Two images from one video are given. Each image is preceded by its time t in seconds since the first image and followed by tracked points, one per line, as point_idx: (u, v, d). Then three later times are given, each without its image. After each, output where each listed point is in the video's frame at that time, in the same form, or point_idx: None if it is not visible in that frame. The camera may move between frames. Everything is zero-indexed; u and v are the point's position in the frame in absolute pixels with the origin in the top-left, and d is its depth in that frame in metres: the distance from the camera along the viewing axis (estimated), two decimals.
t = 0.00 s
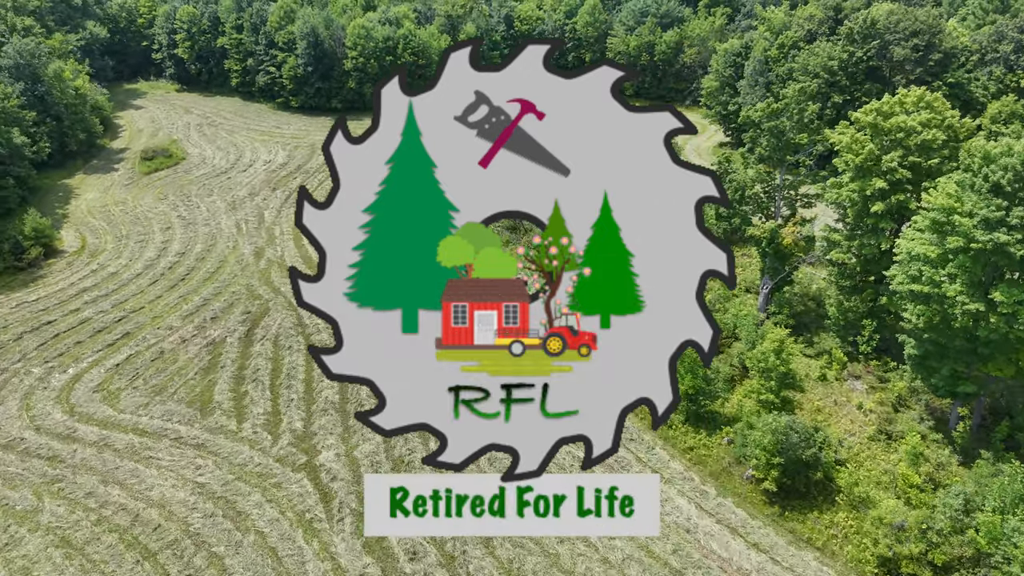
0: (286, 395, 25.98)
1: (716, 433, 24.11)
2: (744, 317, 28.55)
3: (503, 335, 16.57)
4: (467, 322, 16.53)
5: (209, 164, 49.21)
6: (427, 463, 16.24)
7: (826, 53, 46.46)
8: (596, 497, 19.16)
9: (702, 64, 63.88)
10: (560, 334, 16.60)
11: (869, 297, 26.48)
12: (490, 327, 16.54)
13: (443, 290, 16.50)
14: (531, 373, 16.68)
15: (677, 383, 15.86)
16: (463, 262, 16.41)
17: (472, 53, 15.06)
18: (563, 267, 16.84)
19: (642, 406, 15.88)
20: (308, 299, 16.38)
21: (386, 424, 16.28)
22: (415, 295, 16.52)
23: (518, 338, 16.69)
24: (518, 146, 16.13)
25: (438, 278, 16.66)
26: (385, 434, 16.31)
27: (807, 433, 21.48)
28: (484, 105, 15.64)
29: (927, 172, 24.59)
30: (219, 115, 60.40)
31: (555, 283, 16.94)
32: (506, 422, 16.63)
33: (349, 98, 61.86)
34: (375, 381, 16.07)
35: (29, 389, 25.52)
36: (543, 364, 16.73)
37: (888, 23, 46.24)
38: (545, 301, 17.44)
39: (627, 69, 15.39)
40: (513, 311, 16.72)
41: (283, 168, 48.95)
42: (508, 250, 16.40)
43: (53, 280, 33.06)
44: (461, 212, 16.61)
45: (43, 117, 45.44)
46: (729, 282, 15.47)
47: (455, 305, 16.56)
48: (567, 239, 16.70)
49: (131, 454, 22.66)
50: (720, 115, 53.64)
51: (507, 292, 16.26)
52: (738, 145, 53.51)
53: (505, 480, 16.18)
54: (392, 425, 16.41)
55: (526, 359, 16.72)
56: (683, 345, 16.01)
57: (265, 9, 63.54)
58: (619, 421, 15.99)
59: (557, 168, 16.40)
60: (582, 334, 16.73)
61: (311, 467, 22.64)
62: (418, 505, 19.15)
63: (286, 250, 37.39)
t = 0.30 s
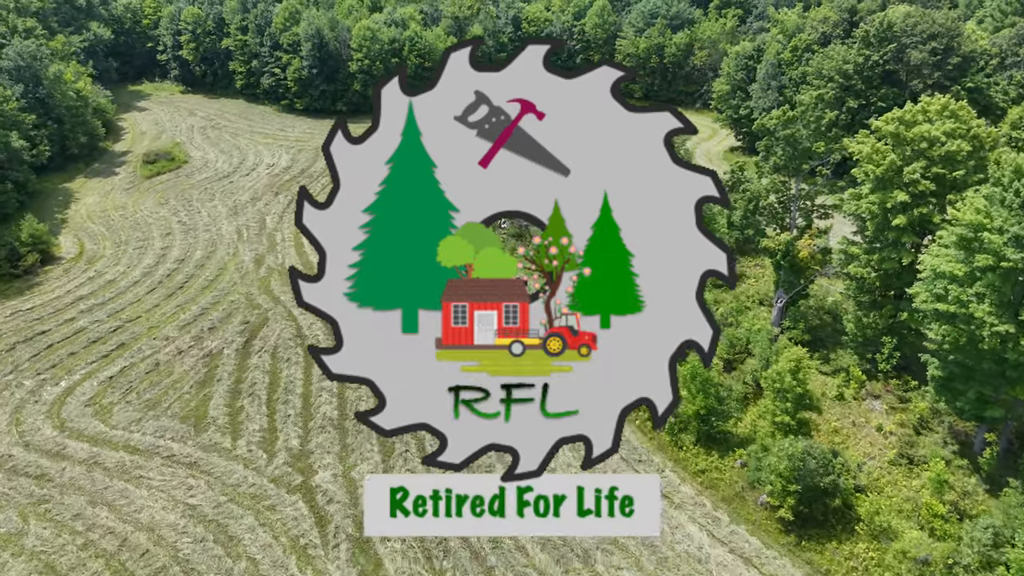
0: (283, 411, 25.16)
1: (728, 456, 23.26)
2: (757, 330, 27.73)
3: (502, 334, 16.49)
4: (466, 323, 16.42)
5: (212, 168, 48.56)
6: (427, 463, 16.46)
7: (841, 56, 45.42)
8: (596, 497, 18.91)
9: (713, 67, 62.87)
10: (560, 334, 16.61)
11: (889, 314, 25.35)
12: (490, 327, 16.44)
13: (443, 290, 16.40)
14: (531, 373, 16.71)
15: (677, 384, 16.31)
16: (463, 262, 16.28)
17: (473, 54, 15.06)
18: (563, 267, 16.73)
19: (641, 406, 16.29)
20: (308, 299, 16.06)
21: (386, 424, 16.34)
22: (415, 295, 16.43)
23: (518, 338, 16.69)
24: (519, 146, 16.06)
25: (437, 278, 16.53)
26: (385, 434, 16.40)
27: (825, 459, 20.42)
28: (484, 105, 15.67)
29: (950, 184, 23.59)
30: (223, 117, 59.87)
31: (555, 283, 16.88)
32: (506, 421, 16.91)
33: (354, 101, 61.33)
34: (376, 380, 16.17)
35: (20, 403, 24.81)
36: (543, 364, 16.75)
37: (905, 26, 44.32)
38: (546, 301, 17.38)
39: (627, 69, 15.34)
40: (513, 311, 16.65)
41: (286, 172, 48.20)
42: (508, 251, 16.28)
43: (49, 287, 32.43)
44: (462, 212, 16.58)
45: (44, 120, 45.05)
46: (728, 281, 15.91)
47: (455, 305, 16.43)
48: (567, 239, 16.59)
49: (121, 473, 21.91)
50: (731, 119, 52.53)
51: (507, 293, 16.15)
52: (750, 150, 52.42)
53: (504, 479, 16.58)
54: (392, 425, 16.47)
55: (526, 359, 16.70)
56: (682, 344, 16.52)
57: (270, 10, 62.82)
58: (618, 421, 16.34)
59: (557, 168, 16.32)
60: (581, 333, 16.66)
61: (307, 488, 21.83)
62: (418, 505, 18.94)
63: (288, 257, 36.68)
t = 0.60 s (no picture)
0: (276, 429, 24.30)
1: (738, 479, 22.40)
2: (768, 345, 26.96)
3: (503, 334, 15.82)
4: (466, 323, 15.69)
5: (210, 171, 47.83)
6: (427, 462, 16.06)
7: (853, 59, 44.40)
8: (596, 497, 18.65)
9: (720, 69, 61.76)
10: (560, 334, 15.96)
11: (907, 330, 24.50)
12: (490, 327, 15.74)
13: (443, 290, 15.69)
14: (531, 373, 16.02)
15: (676, 383, 16.01)
16: (463, 262, 15.58)
17: (473, 53, 14.53)
18: (563, 267, 16.08)
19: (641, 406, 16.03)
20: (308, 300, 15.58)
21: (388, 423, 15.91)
22: (415, 295, 15.75)
23: (518, 338, 16.04)
24: (519, 146, 15.43)
25: (438, 278, 15.91)
26: (384, 434, 15.91)
27: (842, 486, 19.45)
28: (484, 104, 15.21)
29: (973, 197, 22.63)
30: (223, 120, 59.18)
31: (555, 283, 16.29)
32: (506, 422, 16.21)
33: (355, 103, 60.50)
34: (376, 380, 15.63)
35: (5, 419, 24.02)
36: (543, 364, 16.10)
37: (918, 28, 43.07)
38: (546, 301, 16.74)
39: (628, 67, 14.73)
40: (513, 311, 15.98)
41: (285, 176, 47.39)
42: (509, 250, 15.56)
43: (40, 296, 31.68)
44: (462, 212, 16.02)
45: (40, 123, 44.49)
46: (731, 282, 15.47)
47: (455, 306, 15.69)
48: (567, 238, 15.98)
49: (107, 495, 21.07)
50: (739, 122, 51.52)
51: (507, 293, 15.47)
52: (758, 154, 51.40)
53: (504, 480, 16.24)
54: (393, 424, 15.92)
55: (526, 359, 16.03)
56: (682, 345, 16.12)
57: (271, 11, 62.07)
58: (618, 419, 15.96)
59: (557, 168, 15.63)
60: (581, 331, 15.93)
61: (299, 512, 21.00)
62: (418, 505, 18.79)
63: (285, 264, 35.85)
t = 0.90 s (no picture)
0: (279, 446, 23.53)
1: (761, 507, 21.37)
2: (790, 363, 25.96)
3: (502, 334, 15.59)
4: (466, 323, 15.44)
5: (220, 175, 47.35)
6: (427, 463, 15.98)
7: (876, 63, 42.99)
8: (596, 497, 20.13)
9: (738, 72, 60.34)
10: (560, 334, 15.69)
11: (938, 352, 23.06)
12: (490, 327, 15.45)
13: (442, 291, 15.40)
14: (531, 373, 15.85)
15: (676, 383, 16.34)
16: (462, 263, 15.36)
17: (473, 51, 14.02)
18: (562, 268, 15.72)
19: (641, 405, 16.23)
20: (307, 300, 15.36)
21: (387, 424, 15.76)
22: (415, 295, 15.57)
23: (518, 338, 15.77)
24: (518, 146, 15.21)
25: (436, 278, 15.68)
26: (384, 434, 15.75)
27: (872, 520, 18.34)
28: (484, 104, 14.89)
29: (1012, 213, 21.43)
30: (234, 122, 58.80)
31: (555, 283, 16.02)
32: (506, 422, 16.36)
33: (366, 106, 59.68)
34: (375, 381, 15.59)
35: (2, 433, 23.41)
36: (543, 364, 15.88)
37: (945, 32, 41.69)
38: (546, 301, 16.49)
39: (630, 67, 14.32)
40: (514, 312, 15.68)
41: (295, 180, 46.77)
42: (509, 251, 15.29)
43: (43, 303, 31.21)
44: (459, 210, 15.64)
45: (48, 125, 44.31)
46: (728, 279, 15.76)
47: (455, 306, 15.44)
48: (567, 239, 15.66)
49: (103, 515, 20.37)
50: (757, 127, 50.13)
51: (507, 293, 15.21)
52: (777, 160, 50.13)
53: (504, 480, 16.27)
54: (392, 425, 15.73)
55: (526, 359, 15.78)
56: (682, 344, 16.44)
57: (283, 12, 61.52)
58: (618, 421, 16.16)
59: (557, 168, 15.16)
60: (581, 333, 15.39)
61: (301, 536, 20.24)
62: (419, 504, 20.06)
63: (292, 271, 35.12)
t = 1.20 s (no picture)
0: (317, 458, 22.97)
1: (822, 550, 19.62)
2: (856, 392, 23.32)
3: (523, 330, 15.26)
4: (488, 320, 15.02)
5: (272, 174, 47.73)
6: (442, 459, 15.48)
7: (954, 71, 38.63)
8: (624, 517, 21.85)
9: (802, 78, 58.17)
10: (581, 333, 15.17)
11: None
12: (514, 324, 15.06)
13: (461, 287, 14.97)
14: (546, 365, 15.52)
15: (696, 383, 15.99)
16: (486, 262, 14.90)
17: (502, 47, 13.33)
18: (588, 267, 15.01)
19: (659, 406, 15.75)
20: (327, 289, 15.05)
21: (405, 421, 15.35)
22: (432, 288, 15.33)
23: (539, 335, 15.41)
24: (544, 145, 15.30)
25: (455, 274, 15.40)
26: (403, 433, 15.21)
27: None
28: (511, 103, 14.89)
29: None
30: (288, 121, 59.43)
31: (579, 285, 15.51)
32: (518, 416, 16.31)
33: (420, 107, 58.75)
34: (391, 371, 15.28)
35: (49, 432, 23.70)
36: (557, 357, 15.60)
37: None
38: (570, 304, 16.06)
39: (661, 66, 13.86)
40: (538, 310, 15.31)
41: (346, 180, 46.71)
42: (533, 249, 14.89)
43: (95, 301, 31.83)
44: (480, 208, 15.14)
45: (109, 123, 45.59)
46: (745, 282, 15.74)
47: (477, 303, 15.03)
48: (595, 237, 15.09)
49: (140, 522, 20.23)
50: (822, 137, 46.59)
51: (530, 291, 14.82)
52: (842, 170, 46.98)
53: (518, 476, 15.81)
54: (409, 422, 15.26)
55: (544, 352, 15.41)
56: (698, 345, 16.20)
57: (340, 13, 61.85)
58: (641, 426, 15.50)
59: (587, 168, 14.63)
60: (572, 335, 26.01)
61: (335, 554, 19.65)
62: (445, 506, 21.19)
63: (336, 273, 34.57)
